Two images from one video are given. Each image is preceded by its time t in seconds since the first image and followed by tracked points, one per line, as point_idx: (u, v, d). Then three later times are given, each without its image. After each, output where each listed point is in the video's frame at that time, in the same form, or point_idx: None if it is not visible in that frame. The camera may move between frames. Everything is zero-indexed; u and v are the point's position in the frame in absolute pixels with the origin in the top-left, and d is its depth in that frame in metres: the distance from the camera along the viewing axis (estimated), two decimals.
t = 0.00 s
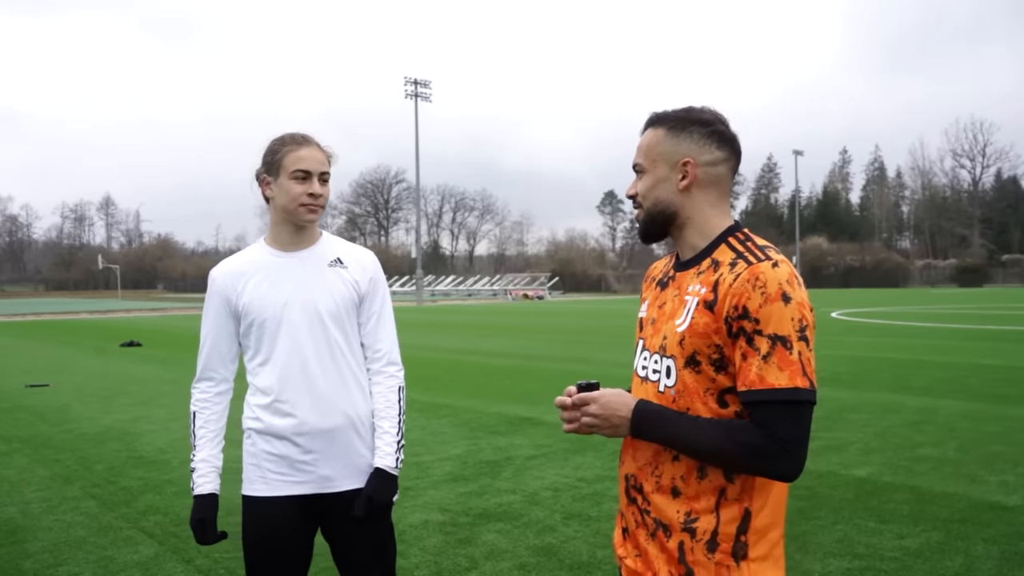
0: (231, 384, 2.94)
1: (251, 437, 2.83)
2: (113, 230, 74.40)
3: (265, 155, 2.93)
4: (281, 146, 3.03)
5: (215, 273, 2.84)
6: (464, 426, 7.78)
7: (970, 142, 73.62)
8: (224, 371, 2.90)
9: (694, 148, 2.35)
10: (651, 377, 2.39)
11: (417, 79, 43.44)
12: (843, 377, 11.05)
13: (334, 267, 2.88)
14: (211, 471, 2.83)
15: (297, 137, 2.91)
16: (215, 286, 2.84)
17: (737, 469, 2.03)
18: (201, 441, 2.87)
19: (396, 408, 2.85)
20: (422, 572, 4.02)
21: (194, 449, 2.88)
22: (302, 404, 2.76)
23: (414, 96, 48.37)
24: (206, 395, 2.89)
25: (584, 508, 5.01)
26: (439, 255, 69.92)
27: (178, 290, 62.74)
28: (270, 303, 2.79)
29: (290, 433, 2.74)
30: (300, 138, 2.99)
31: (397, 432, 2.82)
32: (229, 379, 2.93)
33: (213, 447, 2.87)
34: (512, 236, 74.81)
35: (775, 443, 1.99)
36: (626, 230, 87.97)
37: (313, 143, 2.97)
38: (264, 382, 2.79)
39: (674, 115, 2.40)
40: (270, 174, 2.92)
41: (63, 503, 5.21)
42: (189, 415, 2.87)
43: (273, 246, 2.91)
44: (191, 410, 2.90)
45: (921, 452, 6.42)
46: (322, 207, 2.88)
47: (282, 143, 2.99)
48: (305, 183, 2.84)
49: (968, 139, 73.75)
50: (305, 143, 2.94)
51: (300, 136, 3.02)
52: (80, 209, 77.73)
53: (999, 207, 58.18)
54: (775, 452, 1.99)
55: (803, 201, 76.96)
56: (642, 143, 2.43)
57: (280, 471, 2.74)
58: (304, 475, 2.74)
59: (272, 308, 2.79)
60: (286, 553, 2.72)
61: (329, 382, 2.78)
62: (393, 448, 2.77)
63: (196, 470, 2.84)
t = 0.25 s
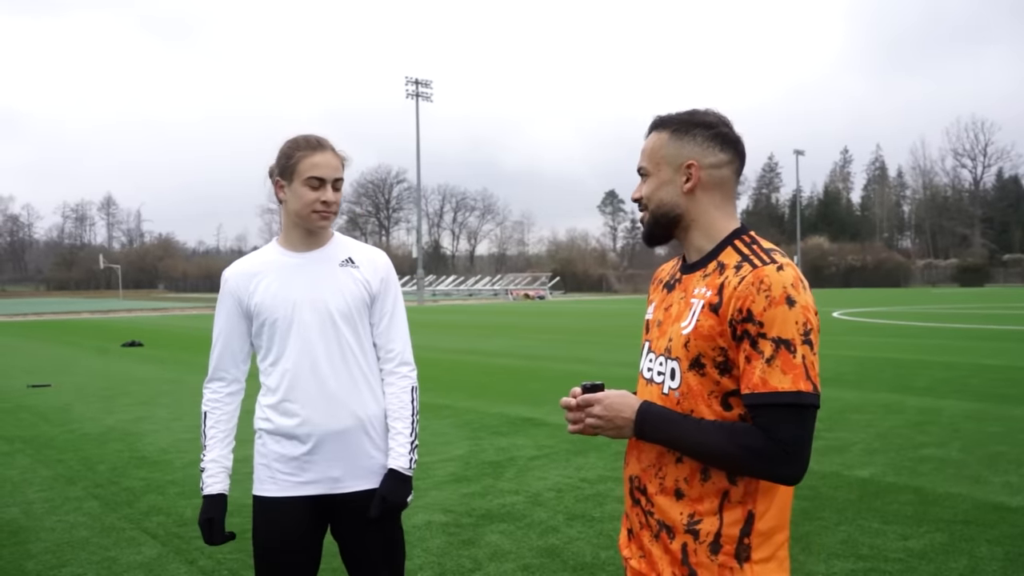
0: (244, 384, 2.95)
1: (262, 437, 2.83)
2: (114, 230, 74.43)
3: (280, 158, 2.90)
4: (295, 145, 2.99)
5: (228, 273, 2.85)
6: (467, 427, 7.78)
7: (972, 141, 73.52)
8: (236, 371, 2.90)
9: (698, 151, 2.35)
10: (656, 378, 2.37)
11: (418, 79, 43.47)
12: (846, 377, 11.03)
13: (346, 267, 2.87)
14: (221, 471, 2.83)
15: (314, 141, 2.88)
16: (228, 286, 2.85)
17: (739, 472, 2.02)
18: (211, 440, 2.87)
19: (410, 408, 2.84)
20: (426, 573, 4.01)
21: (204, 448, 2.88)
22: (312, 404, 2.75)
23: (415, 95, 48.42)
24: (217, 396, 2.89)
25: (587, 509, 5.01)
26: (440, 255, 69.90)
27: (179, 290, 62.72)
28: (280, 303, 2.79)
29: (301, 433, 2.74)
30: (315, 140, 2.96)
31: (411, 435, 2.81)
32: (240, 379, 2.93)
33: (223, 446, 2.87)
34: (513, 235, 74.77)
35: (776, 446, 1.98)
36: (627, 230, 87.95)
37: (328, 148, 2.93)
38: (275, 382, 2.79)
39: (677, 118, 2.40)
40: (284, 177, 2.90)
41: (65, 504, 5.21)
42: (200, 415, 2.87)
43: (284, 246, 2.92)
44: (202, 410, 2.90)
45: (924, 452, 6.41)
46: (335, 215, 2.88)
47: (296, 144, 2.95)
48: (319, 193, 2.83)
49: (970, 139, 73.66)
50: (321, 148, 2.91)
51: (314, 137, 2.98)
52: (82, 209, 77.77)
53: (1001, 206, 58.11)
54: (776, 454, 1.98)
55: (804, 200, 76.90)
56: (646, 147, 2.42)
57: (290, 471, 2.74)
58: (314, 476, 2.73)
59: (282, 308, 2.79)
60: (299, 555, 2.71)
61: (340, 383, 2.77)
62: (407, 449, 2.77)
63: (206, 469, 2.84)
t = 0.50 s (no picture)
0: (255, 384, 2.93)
1: (273, 439, 2.82)
2: (116, 230, 74.46)
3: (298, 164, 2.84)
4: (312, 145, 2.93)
5: (239, 273, 2.84)
6: (469, 427, 7.77)
7: (973, 142, 73.53)
8: (248, 370, 2.90)
9: (704, 155, 2.34)
10: (663, 381, 2.37)
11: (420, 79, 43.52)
12: (848, 377, 11.02)
13: (358, 270, 2.87)
14: (238, 470, 2.82)
15: (331, 148, 2.82)
16: (239, 287, 2.84)
17: (744, 474, 2.01)
18: (226, 440, 2.87)
19: (422, 410, 2.87)
20: None
21: (220, 448, 2.87)
22: (324, 407, 2.74)
23: (417, 96, 48.48)
24: (230, 395, 2.89)
25: (590, 510, 5.00)
26: (441, 255, 69.91)
27: (180, 290, 62.72)
28: (292, 305, 2.78)
29: (311, 435, 2.73)
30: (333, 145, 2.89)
31: (424, 436, 2.82)
32: (253, 378, 2.93)
33: (238, 445, 2.86)
34: (514, 235, 74.76)
35: (781, 449, 1.96)
36: (628, 230, 87.94)
37: (345, 154, 2.88)
38: (286, 384, 2.79)
39: (680, 123, 2.39)
40: (299, 182, 2.85)
41: (68, 505, 5.20)
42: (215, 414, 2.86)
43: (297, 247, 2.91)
44: (217, 409, 2.89)
45: (927, 453, 6.40)
46: (350, 224, 2.86)
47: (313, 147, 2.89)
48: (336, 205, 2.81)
49: (972, 139, 73.66)
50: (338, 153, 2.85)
51: (331, 140, 2.91)
52: (84, 209, 77.81)
53: (1002, 206, 58.11)
54: (781, 457, 1.96)
55: (805, 200, 76.90)
56: (650, 151, 2.40)
57: (300, 474, 2.73)
58: (324, 479, 2.72)
59: (294, 310, 2.78)
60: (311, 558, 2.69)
61: (352, 386, 2.77)
62: (420, 450, 2.77)
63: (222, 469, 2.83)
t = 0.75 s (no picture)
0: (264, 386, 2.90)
1: (284, 442, 2.80)
2: (117, 230, 74.45)
3: (312, 160, 2.85)
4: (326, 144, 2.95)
5: (251, 274, 2.81)
6: (472, 428, 7.76)
7: (974, 141, 73.46)
8: (258, 373, 2.86)
9: (730, 156, 2.33)
10: (672, 377, 2.35)
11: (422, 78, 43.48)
12: (850, 378, 11.00)
13: (372, 270, 2.88)
14: (245, 475, 2.78)
15: (346, 145, 2.84)
16: (250, 287, 2.81)
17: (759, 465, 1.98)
18: (234, 444, 2.82)
19: (435, 413, 2.89)
20: None
21: (227, 452, 2.82)
22: (338, 409, 2.73)
23: (417, 95, 48.47)
24: (239, 398, 2.84)
25: (594, 511, 4.98)
26: (442, 255, 69.89)
27: (181, 289, 62.69)
28: (306, 306, 2.77)
29: (325, 437, 2.71)
30: (347, 144, 2.91)
31: (438, 438, 2.84)
32: (263, 381, 2.88)
33: (246, 449, 2.82)
34: (515, 235, 74.72)
35: (800, 437, 1.94)
36: (629, 229, 87.90)
37: (359, 152, 2.89)
38: (298, 387, 2.77)
39: (701, 123, 2.36)
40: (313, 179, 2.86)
41: (71, 505, 5.19)
42: (222, 417, 2.82)
43: (310, 248, 2.90)
44: (223, 412, 2.85)
45: (932, 454, 6.38)
46: (363, 221, 2.86)
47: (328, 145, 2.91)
48: (351, 201, 2.81)
49: (973, 139, 73.59)
50: (353, 151, 2.87)
51: (346, 138, 2.93)
52: (85, 209, 77.85)
53: (1003, 206, 58.07)
54: (800, 446, 1.94)
55: (807, 200, 76.87)
56: (673, 149, 2.33)
57: (313, 477, 2.70)
58: (337, 482, 2.71)
59: (308, 310, 2.76)
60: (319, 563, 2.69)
61: (365, 387, 2.76)
62: (434, 454, 2.79)
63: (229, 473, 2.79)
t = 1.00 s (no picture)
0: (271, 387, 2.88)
1: (292, 443, 2.78)
2: (118, 230, 74.46)
3: (321, 159, 2.85)
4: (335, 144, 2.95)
5: (261, 274, 2.80)
6: (474, 428, 7.75)
7: (975, 141, 73.41)
8: (266, 374, 2.84)
9: (731, 157, 2.32)
10: (676, 375, 2.34)
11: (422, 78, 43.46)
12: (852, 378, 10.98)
13: (382, 271, 2.87)
14: (250, 477, 2.75)
15: (356, 144, 2.84)
16: (260, 288, 2.80)
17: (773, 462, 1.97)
18: (240, 446, 2.79)
19: (444, 415, 2.90)
20: None
21: (233, 453, 2.80)
22: (348, 410, 2.72)
23: (418, 95, 48.49)
24: (246, 399, 2.83)
25: (597, 512, 4.97)
26: (443, 255, 69.92)
27: (182, 290, 62.67)
28: (317, 307, 2.76)
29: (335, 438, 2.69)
30: (357, 143, 2.91)
31: (448, 440, 2.84)
32: (270, 382, 2.87)
33: (253, 450, 2.79)
34: (515, 235, 74.70)
35: (815, 433, 1.94)
36: (630, 229, 87.88)
37: (368, 151, 2.90)
38: (308, 388, 2.75)
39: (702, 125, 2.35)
40: (323, 179, 2.86)
41: (72, 506, 5.18)
42: (228, 418, 2.80)
43: (319, 247, 2.90)
44: (229, 413, 2.82)
45: (935, 455, 6.37)
46: (373, 220, 2.86)
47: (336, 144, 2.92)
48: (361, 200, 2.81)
49: (973, 139, 73.54)
50: (363, 149, 2.87)
51: (354, 137, 2.94)
52: (86, 209, 77.86)
53: (1004, 206, 58.03)
54: (815, 442, 1.94)
55: (807, 200, 76.84)
56: (676, 150, 2.32)
57: (323, 478, 2.69)
58: (347, 484, 2.70)
59: (318, 311, 2.75)
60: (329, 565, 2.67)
61: (376, 388, 2.75)
62: (444, 456, 2.79)
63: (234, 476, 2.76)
